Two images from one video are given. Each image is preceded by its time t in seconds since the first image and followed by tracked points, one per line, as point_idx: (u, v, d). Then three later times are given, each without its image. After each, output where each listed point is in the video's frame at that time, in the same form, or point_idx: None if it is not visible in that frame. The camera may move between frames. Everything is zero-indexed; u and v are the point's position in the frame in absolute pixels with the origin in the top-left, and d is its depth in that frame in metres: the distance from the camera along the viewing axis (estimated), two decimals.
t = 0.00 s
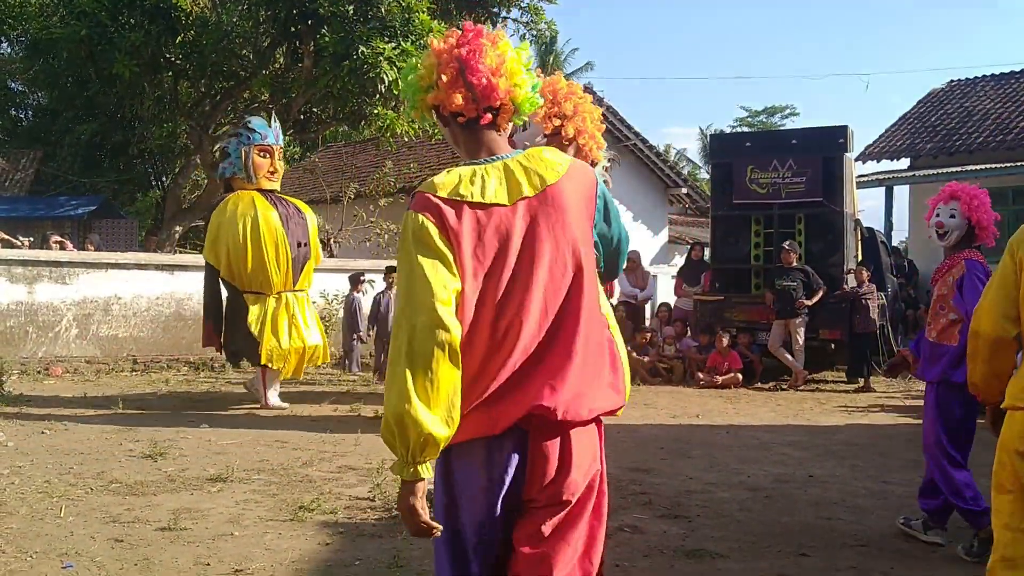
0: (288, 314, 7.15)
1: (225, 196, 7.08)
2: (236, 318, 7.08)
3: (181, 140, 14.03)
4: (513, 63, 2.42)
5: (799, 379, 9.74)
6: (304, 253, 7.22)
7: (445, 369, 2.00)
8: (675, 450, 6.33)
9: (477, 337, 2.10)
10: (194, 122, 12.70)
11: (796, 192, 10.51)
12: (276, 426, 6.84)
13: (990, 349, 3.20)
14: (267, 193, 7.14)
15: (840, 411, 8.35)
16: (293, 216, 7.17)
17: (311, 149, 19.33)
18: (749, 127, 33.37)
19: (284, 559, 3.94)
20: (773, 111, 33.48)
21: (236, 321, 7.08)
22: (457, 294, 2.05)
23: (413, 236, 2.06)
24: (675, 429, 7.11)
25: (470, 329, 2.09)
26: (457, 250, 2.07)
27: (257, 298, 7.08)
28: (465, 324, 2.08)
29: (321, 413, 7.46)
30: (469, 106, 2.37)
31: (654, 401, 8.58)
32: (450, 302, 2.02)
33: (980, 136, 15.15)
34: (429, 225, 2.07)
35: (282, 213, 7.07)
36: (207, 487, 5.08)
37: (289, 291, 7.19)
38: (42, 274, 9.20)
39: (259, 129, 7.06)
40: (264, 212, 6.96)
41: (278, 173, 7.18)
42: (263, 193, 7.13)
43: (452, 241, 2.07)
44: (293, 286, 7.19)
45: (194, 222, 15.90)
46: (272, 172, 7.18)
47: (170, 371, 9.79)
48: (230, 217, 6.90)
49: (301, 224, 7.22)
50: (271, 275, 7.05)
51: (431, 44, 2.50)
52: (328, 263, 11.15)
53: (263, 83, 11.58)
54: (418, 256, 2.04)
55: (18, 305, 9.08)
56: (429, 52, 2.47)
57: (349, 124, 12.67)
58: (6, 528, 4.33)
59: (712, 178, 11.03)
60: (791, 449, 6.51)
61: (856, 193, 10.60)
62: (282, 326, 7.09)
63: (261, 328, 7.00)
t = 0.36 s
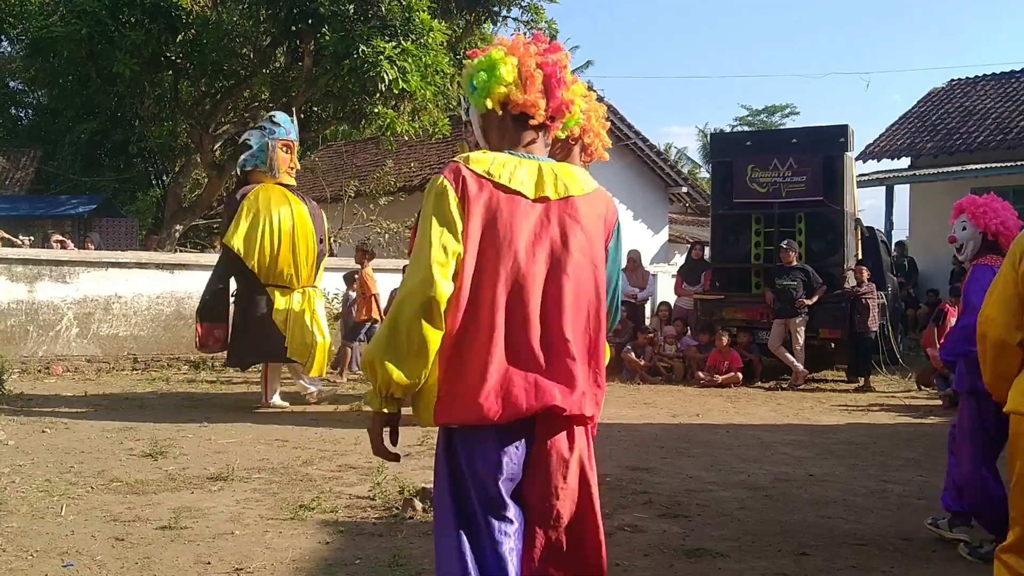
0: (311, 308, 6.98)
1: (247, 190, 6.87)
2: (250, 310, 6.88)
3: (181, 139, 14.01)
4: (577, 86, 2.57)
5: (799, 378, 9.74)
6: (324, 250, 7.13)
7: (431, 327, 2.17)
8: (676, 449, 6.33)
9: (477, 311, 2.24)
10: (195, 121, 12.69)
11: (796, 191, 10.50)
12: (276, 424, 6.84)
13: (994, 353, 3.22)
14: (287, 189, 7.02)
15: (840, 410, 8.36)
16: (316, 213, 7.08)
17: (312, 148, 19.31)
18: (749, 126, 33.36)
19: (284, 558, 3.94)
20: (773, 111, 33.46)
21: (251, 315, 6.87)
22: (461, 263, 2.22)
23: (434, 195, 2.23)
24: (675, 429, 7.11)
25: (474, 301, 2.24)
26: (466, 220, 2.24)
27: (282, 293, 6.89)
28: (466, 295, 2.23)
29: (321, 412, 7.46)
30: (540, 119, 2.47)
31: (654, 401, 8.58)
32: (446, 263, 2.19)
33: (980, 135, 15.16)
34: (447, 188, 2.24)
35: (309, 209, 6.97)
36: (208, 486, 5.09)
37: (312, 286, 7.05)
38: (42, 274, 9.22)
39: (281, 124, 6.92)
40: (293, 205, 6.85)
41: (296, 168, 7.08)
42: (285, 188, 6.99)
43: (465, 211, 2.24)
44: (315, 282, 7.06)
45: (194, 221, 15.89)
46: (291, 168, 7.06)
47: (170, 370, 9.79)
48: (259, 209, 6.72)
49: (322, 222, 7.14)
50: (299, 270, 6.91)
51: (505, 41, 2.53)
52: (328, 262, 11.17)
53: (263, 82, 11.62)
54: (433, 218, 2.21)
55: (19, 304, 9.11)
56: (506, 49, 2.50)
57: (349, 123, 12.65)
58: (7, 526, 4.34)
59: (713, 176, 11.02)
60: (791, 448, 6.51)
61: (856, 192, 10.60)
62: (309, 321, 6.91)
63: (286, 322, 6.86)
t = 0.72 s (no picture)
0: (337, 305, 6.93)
1: (276, 190, 6.68)
2: (273, 309, 6.79)
3: (181, 138, 14.00)
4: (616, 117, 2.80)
5: (799, 377, 9.73)
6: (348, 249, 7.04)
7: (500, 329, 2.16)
8: (676, 448, 6.32)
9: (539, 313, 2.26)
10: (195, 120, 12.70)
11: (796, 190, 10.49)
12: (277, 424, 6.82)
13: (989, 360, 3.25)
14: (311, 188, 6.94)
15: (840, 409, 8.35)
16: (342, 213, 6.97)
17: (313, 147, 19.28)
18: (749, 125, 33.33)
19: (284, 557, 3.94)
20: (773, 109, 33.42)
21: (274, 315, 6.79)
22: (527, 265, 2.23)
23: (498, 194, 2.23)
24: (675, 428, 7.11)
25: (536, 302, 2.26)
26: (530, 222, 2.25)
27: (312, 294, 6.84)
28: (531, 298, 2.25)
29: (321, 411, 7.45)
30: (589, 146, 2.66)
31: (655, 400, 8.58)
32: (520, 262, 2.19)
33: (981, 134, 15.16)
34: (513, 188, 2.24)
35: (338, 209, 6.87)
36: (208, 486, 5.08)
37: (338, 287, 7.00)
38: (42, 273, 9.21)
39: (307, 125, 6.92)
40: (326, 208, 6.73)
41: (319, 168, 7.06)
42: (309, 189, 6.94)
43: (530, 213, 2.26)
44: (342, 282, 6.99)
45: (194, 219, 15.89)
46: (314, 168, 7.04)
47: (170, 369, 9.79)
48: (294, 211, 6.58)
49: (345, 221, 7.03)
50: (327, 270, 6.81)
51: (571, 59, 2.63)
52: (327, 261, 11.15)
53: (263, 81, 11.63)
54: (500, 215, 2.21)
55: (19, 304, 9.10)
56: (576, 72, 2.59)
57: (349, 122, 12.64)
58: (6, 526, 4.33)
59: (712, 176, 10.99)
60: (791, 447, 6.51)
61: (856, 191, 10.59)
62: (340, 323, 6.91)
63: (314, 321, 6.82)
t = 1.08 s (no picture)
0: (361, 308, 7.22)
1: (295, 195, 7.04)
2: (300, 315, 7.05)
3: (182, 135, 14.00)
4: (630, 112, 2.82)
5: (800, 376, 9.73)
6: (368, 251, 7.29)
7: (636, 356, 2.23)
8: (676, 447, 6.33)
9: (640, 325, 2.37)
10: (195, 118, 12.70)
11: (797, 189, 10.48)
12: (277, 421, 6.82)
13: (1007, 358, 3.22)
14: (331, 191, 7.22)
15: (841, 408, 8.36)
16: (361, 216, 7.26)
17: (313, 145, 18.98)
18: (750, 124, 33.30)
19: (284, 554, 3.94)
20: (772, 108, 33.40)
21: (301, 319, 7.05)
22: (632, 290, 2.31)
23: (594, 223, 2.28)
24: (675, 427, 7.11)
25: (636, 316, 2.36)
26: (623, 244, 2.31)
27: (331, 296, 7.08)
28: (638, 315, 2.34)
29: (320, 408, 7.45)
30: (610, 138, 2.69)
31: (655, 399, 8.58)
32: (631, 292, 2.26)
33: (982, 133, 15.16)
34: (598, 217, 2.30)
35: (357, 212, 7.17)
36: (208, 483, 5.08)
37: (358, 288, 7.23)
38: (43, 270, 9.22)
39: (325, 128, 7.22)
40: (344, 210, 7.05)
41: (339, 172, 7.33)
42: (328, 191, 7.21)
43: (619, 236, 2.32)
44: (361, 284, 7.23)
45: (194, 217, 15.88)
46: (333, 171, 7.31)
47: (171, 367, 9.79)
48: (313, 212, 6.90)
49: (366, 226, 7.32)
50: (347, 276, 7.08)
51: (598, 48, 2.64)
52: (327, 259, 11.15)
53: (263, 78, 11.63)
54: (603, 251, 2.26)
55: (19, 301, 9.10)
56: (608, 66, 2.61)
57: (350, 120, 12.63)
58: (6, 522, 4.34)
59: (711, 176, 10.97)
60: (792, 445, 6.51)
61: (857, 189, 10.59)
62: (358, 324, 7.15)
63: (341, 325, 7.07)
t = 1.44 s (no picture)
0: (369, 309, 7.18)
1: (303, 191, 7.13)
2: (309, 317, 7.12)
3: (183, 135, 14.04)
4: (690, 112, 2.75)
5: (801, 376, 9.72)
6: (380, 250, 7.23)
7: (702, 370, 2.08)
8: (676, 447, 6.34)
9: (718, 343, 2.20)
10: (196, 117, 12.73)
11: (797, 189, 10.49)
12: (278, 421, 6.82)
13: (1011, 359, 3.26)
14: (342, 187, 7.22)
15: (841, 408, 8.36)
16: (373, 213, 7.20)
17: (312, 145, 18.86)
18: (749, 124, 33.31)
19: (285, 554, 3.95)
20: (773, 109, 33.41)
21: (311, 320, 7.12)
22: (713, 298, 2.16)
23: (689, 224, 2.14)
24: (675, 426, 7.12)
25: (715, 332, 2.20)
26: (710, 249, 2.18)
27: (336, 294, 7.08)
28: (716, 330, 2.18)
29: (320, 408, 7.45)
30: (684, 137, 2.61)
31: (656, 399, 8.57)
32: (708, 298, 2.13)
33: (982, 134, 15.17)
34: (690, 215, 2.17)
35: (365, 209, 7.13)
36: (209, 482, 5.09)
37: (366, 287, 7.19)
38: (44, 270, 9.22)
39: (336, 124, 7.14)
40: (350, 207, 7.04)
41: (352, 167, 7.33)
42: (339, 187, 7.22)
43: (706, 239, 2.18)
44: (369, 282, 7.18)
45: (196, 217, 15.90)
46: (347, 167, 7.31)
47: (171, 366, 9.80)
48: (317, 209, 6.94)
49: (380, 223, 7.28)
50: (353, 273, 7.08)
51: (665, 49, 2.58)
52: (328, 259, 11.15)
53: (264, 78, 11.66)
54: (690, 249, 2.13)
55: (20, 300, 9.11)
56: (676, 62, 2.53)
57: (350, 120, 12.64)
58: (8, 521, 4.35)
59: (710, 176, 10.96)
60: (792, 446, 6.52)
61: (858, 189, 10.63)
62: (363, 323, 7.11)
63: (344, 325, 7.05)
